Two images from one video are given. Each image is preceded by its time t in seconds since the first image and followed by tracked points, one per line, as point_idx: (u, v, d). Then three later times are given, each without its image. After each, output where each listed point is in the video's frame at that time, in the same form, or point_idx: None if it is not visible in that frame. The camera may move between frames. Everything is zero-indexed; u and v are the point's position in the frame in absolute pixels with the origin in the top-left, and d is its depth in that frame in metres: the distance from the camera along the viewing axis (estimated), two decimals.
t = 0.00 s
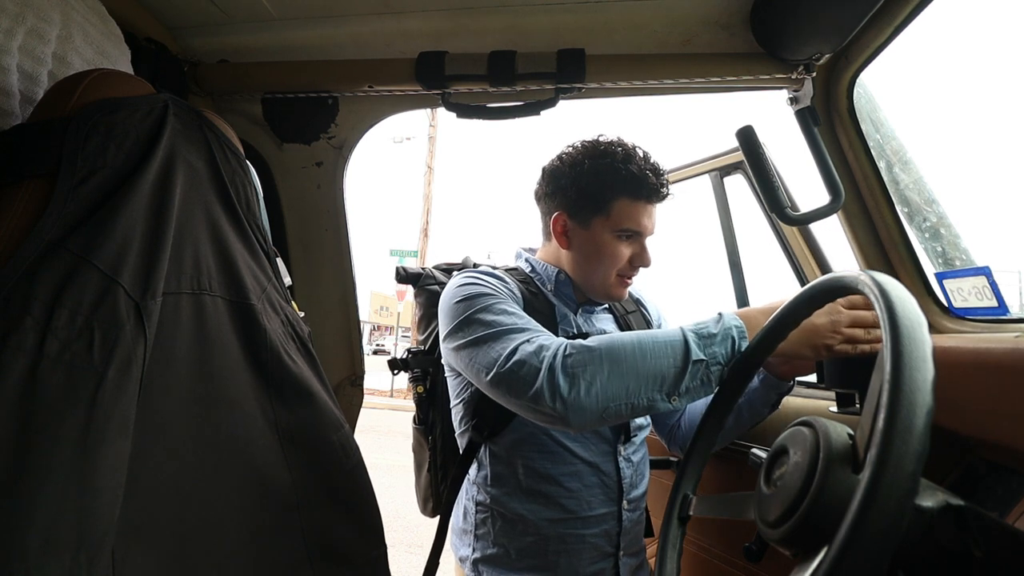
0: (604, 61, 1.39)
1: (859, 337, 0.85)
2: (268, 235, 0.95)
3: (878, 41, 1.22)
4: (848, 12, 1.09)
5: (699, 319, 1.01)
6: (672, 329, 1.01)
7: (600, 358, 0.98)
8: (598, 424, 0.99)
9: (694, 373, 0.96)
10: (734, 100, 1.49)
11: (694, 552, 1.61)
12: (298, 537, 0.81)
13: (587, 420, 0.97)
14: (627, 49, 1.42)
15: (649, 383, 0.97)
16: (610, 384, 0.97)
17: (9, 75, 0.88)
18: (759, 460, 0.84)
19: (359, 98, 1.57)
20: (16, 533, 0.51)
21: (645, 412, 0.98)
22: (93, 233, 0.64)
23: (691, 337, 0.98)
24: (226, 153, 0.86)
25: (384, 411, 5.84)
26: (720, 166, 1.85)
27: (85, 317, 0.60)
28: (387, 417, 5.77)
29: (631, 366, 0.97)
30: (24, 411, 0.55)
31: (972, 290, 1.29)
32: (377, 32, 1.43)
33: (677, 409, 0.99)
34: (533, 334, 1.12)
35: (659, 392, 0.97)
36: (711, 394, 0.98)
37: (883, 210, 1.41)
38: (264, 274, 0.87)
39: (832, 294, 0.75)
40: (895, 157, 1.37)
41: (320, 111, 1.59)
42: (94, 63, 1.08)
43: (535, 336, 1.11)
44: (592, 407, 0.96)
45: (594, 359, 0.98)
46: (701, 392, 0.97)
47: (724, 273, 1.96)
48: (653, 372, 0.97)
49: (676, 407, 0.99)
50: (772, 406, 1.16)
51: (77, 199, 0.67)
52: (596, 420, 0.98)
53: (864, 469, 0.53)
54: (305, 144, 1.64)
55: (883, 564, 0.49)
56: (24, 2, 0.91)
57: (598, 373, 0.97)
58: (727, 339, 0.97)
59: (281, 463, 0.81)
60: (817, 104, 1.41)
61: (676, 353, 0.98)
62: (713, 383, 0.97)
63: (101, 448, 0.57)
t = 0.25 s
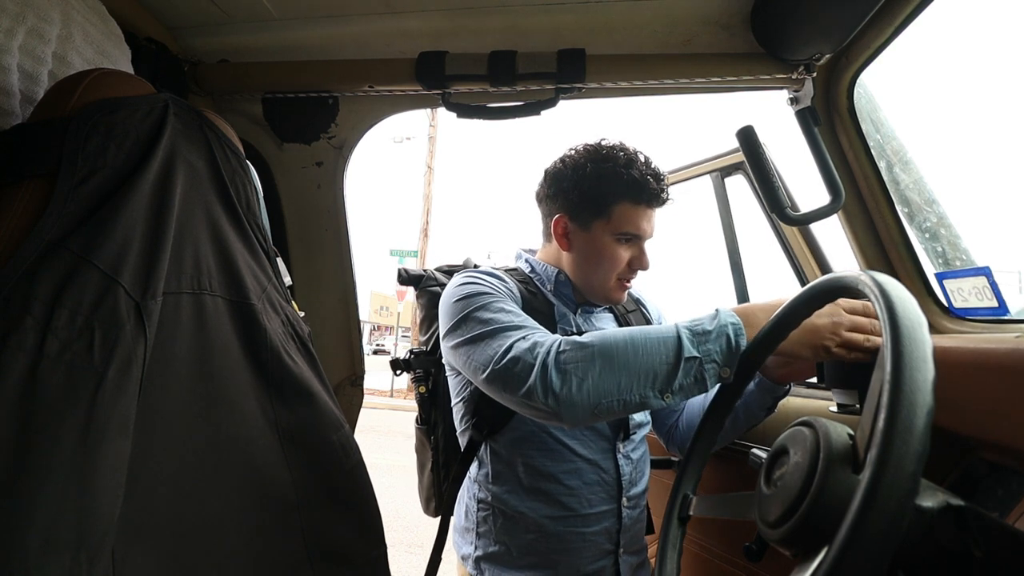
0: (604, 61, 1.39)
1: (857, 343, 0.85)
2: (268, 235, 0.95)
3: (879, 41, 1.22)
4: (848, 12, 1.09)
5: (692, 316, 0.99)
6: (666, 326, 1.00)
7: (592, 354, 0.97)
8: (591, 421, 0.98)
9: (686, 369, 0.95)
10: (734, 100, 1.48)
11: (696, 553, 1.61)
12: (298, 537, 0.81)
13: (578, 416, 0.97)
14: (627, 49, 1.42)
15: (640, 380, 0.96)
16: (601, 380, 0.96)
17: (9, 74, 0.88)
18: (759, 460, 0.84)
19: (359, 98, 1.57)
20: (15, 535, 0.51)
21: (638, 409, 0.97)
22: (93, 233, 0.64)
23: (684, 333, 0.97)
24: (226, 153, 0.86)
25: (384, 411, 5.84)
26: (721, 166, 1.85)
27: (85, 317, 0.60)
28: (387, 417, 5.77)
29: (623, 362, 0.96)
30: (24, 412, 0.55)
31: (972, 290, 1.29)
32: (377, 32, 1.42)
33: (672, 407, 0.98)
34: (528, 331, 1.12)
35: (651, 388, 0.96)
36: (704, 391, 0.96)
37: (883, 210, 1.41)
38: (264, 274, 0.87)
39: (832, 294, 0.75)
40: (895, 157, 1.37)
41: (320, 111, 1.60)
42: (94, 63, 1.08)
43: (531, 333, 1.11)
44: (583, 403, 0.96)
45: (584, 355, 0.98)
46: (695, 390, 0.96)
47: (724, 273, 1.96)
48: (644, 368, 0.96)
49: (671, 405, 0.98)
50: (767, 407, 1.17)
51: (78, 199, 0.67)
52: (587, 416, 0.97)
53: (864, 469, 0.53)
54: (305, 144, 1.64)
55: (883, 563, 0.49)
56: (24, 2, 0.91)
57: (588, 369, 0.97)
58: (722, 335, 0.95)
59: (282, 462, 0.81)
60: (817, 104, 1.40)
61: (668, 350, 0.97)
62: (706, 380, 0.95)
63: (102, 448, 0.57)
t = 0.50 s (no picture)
0: (604, 61, 1.39)
1: (857, 342, 0.85)
2: (268, 235, 0.95)
3: (878, 41, 1.22)
4: (848, 12, 1.09)
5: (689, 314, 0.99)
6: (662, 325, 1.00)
7: (588, 352, 0.97)
8: (585, 418, 0.98)
9: (682, 367, 0.95)
10: (734, 100, 1.49)
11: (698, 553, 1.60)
12: (297, 537, 0.81)
13: (573, 412, 0.97)
14: (627, 49, 1.42)
15: (635, 377, 0.96)
16: (597, 378, 0.96)
17: (9, 75, 0.88)
18: (758, 460, 0.84)
19: (359, 98, 1.57)
20: (15, 536, 0.51)
21: (632, 407, 0.97)
22: (93, 233, 0.64)
23: (681, 331, 0.96)
24: (226, 153, 0.86)
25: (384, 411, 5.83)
26: (721, 166, 1.85)
27: (85, 317, 0.60)
28: (387, 417, 5.77)
29: (620, 360, 0.96)
30: (24, 412, 0.55)
31: (972, 290, 1.29)
32: (377, 32, 1.42)
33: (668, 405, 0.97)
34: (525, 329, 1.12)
35: (646, 386, 0.96)
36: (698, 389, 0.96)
37: (883, 210, 1.41)
38: (264, 274, 0.87)
39: (832, 294, 0.75)
40: (895, 157, 1.37)
41: (320, 111, 1.60)
42: (94, 63, 1.08)
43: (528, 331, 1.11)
44: (578, 400, 0.96)
45: (582, 354, 0.98)
46: (689, 387, 0.96)
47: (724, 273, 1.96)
48: (640, 367, 0.96)
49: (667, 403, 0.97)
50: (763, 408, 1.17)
51: (77, 200, 0.67)
52: (582, 413, 0.97)
53: (864, 469, 0.53)
54: (305, 144, 1.64)
55: (883, 563, 0.49)
56: (24, 2, 0.91)
57: (584, 367, 0.97)
58: (718, 333, 0.95)
59: (282, 463, 0.81)
60: (817, 104, 1.41)
61: (664, 348, 0.96)
62: (701, 377, 0.95)
63: (102, 448, 0.57)
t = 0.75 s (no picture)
0: (604, 61, 1.39)
1: (854, 340, 0.84)
2: (268, 235, 0.95)
3: (878, 41, 1.22)
4: (848, 12, 1.09)
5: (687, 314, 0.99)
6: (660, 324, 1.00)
7: (586, 351, 0.97)
8: (583, 418, 0.98)
9: (680, 367, 0.95)
10: (734, 100, 1.48)
11: (697, 553, 1.61)
12: (297, 537, 0.81)
13: (572, 412, 0.97)
14: (627, 49, 1.42)
15: (633, 377, 0.96)
16: (595, 376, 0.96)
17: (9, 74, 0.88)
18: (759, 460, 0.84)
19: (359, 98, 1.57)
20: (15, 535, 0.51)
21: (630, 407, 0.97)
22: (93, 233, 0.64)
23: (678, 330, 0.96)
24: (226, 153, 0.86)
25: (384, 411, 5.83)
26: (721, 166, 1.85)
27: (85, 317, 0.60)
28: (387, 417, 5.77)
29: (617, 359, 0.96)
30: (25, 412, 0.55)
31: (972, 290, 1.29)
32: (377, 32, 1.42)
33: (666, 405, 0.97)
34: (523, 329, 1.12)
35: (644, 386, 0.96)
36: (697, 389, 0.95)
37: (883, 210, 1.41)
38: (264, 274, 0.87)
39: (832, 294, 0.75)
40: (895, 157, 1.37)
41: (320, 111, 1.60)
42: (94, 63, 1.08)
43: (526, 331, 1.11)
44: (576, 398, 0.96)
45: (579, 352, 0.98)
46: (687, 387, 0.95)
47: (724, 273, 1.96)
48: (637, 366, 0.96)
49: (665, 403, 0.97)
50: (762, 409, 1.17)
51: (78, 200, 0.67)
52: (580, 412, 0.97)
53: (864, 469, 0.53)
54: (305, 144, 1.64)
55: (883, 563, 0.49)
56: (24, 2, 0.91)
57: (581, 365, 0.97)
58: (716, 333, 0.95)
59: (282, 463, 0.81)
60: (817, 104, 1.41)
61: (661, 348, 0.96)
62: (700, 377, 0.95)
63: (102, 448, 0.57)
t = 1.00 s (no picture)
0: (605, 61, 1.39)
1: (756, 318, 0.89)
2: (268, 235, 0.95)
3: (878, 41, 1.22)
4: (848, 12, 1.09)
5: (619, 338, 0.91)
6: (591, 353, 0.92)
7: (524, 395, 0.89)
8: (539, 464, 0.91)
9: (621, 395, 0.88)
10: (734, 100, 1.48)
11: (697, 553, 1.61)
12: (297, 537, 0.81)
13: (530, 462, 0.90)
14: (627, 49, 1.42)
15: (580, 418, 0.87)
16: (540, 423, 0.87)
17: (9, 74, 0.88)
18: (758, 460, 0.84)
19: (359, 98, 1.57)
20: (15, 535, 0.51)
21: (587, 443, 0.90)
22: (93, 233, 0.64)
23: (609, 360, 0.89)
24: (226, 153, 0.86)
25: (384, 411, 5.83)
26: (721, 166, 1.85)
27: (85, 317, 0.60)
28: (387, 417, 5.77)
29: (556, 405, 0.87)
30: (25, 411, 0.55)
31: (972, 290, 1.29)
32: (377, 31, 1.42)
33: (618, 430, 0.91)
34: (480, 354, 1.07)
35: (594, 423, 0.88)
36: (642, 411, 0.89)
37: (883, 210, 1.41)
38: (264, 274, 0.87)
39: (832, 294, 0.75)
40: (895, 157, 1.37)
41: (320, 111, 1.60)
42: (94, 63, 1.08)
43: (483, 356, 1.06)
44: (526, 448, 0.88)
45: (518, 397, 0.89)
46: (635, 410, 0.90)
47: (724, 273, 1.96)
48: (580, 408, 0.87)
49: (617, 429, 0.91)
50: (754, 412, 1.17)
51: (78, 200, 0.67)
52: (536, 461, 0.89)
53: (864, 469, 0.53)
54: (305, 144, 1.64)
55: (883, 563, 0.49)
56: (24, 2, 0.91)
57: (527, 412, 0.88)
58: (647, 357, 0.88)
59: (282, 462, 0.81)
60: (817, 104, 1.41)
61: (599, 380, 0.88)
62: (644, 400, 0.89)
63: (102, 447, 0.57)
